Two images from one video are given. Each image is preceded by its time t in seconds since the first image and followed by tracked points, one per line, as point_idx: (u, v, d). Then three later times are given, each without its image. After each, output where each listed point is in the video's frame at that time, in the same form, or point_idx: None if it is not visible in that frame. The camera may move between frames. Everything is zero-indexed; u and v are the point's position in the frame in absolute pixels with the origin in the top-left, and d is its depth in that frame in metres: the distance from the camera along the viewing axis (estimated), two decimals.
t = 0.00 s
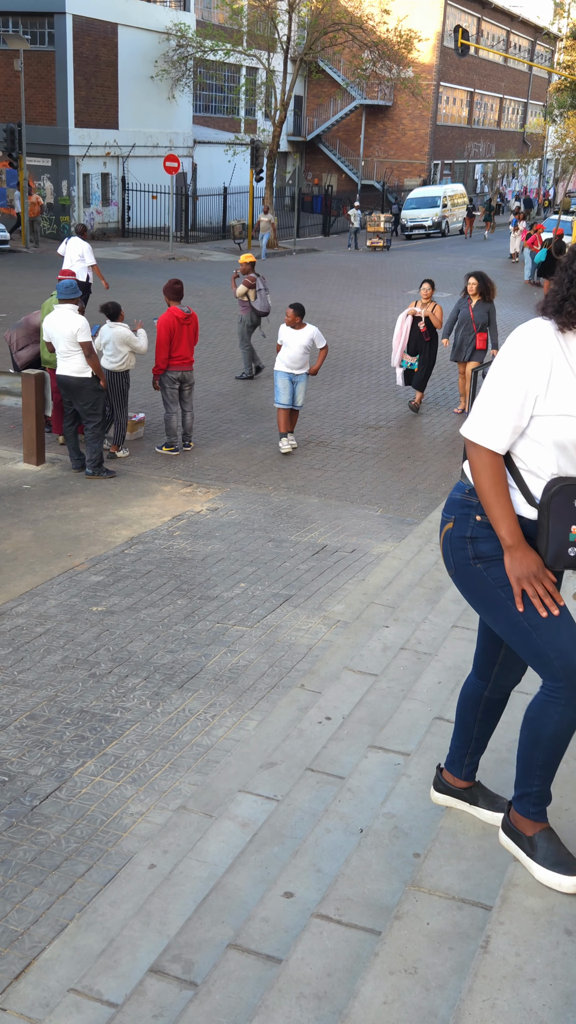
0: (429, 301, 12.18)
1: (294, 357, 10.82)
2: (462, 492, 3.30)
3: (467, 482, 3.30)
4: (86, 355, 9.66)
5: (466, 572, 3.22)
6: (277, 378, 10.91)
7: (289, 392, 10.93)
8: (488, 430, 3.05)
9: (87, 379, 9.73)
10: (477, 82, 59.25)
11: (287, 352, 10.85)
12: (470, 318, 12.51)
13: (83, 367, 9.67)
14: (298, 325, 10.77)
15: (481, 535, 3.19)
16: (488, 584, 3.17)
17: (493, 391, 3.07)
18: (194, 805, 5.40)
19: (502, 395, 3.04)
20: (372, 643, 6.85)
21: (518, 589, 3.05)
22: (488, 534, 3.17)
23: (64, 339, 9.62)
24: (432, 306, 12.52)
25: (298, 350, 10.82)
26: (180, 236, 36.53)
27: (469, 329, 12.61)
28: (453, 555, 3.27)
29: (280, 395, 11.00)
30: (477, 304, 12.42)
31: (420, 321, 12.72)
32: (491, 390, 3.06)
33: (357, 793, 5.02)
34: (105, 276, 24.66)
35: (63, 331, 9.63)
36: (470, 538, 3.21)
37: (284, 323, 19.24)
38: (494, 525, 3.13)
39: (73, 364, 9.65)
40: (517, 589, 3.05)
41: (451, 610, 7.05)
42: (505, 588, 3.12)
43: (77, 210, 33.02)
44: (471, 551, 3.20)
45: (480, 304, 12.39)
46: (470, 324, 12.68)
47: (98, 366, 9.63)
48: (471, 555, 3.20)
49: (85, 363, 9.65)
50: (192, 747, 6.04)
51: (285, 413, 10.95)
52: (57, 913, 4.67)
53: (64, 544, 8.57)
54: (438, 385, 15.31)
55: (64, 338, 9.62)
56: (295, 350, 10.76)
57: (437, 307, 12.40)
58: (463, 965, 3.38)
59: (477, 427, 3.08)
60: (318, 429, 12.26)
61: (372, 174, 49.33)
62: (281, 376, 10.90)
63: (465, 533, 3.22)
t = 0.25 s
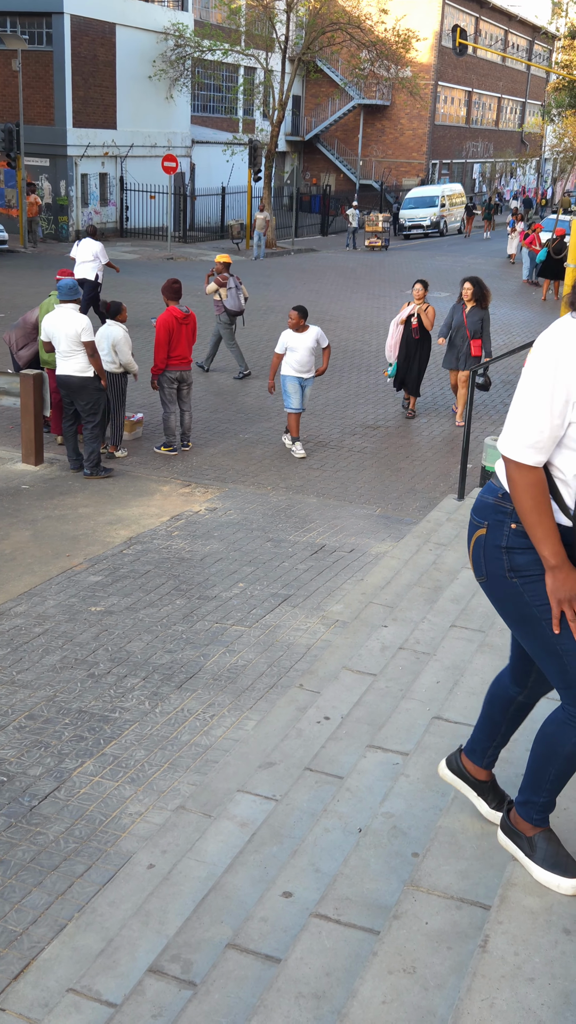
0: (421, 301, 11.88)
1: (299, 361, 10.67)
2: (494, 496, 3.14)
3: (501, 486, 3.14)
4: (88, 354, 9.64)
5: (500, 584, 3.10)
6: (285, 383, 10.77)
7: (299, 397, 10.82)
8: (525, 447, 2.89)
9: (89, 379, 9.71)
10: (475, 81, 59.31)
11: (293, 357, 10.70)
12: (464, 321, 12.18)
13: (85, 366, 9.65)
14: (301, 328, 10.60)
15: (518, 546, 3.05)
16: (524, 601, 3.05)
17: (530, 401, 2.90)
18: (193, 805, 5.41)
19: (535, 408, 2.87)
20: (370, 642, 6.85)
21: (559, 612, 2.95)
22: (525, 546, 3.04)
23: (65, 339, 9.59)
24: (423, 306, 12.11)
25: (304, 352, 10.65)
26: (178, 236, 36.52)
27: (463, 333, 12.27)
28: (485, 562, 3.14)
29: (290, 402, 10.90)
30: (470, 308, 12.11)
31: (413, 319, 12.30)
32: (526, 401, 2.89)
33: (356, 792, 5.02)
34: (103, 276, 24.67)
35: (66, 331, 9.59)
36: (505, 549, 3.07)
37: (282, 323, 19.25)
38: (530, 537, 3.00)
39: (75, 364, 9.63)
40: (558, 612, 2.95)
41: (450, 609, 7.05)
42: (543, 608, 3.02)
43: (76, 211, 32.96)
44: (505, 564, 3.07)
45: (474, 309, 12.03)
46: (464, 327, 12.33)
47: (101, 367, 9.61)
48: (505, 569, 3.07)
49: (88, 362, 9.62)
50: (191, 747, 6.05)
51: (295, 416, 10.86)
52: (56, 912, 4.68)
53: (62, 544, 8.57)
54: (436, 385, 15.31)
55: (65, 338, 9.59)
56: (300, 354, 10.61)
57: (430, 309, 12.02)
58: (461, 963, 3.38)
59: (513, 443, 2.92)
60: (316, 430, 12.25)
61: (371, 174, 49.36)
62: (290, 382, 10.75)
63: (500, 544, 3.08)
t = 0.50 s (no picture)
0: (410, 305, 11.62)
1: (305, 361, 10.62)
2: (517, 484, 3.08)
3: (525, 475, 3.07)
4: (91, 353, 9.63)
5: (517, 578, 3.07)
6: (294, 385, 10.73)
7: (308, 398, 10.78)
8: (554, 443, 2.85)
9: (92, 378, 9.70)
10: (475, 82, 59.40)
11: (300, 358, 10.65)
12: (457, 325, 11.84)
13: (87, 365, 9.64)
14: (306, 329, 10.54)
15: (538, 542, 3.01)
16: (538, 595, 3.04)
17: (562, 397, 2.84)
18: (191, 805, 5.41)
19: (567, 405, 2.82)
20: (369, 643, 6.84)
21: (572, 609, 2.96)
22: (546, 542, 3.00)
23: (68, 338, 9.58)
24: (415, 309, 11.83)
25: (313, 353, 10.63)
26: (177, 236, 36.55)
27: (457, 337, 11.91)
28: (503, 552, 3.10)
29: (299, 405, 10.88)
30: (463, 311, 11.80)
31: (403, 323, 11.98)
32: (558, 397, 2.84)
33: (354, 792, 5.01)
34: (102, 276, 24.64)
35: (69, 329, 9.58)
36: (526, 543, 3.03)
37: (280, 324, 19.23)
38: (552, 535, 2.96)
39: (77, 363, 9.61)
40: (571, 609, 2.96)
41: (448, 609, 7.04)
42: (557, 606, 3.01)
43: (75, 210, 33.04)
44: (524, 558, 3.03)
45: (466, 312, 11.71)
46: (457, 332, 12.01)
47: (103, 367, 9.64)
48: (523, 562, 3.04)
49: (89, 362, 9.64)
50: (189, 747, 6.05)
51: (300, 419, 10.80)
52: (54, 913, 4.67)
53: (61, 544, 8.56)
54: (435, 385, 15.29)
55: (68, 337, 9.58)
56: (306, 353, 10.55)
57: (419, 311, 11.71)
58: (459, 965, 3.37)
59: (542, 439, 2.87)
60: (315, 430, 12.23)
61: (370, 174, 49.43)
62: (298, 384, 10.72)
63: (521, 537, 3.03)
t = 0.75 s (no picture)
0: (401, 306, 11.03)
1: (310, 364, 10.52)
2: (550, 476, 3.07)
3: (558, 467, 3.06)
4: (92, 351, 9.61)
5: (538, 570, 3.07)
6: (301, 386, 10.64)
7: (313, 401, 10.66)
8: None
9: (93, 376, 9.67)
10: (478, 80, 59.39)
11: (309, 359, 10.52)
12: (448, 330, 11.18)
13: (89, 363, 9.62)
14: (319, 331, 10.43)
15: (567, 539, 3.01)
16: (558, 592, 3.04)
17: None
18: (189, 807, 5.36)
19: None
20: (369, 645, 6.79)
21: None
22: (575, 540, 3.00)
23: (70, 335, 9.55)
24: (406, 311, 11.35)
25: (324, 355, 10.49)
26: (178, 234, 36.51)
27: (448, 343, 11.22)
28: (527, 545, 3.09)
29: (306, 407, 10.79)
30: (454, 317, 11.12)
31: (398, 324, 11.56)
32: None
33: (354, 795, 4.96)
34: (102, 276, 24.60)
35: (70, 328, 9.55)
36: (555, 538, 3.02)
37: (281, 323, 19.17)
38: None
39: (78, 361, 9.58)
40: None
41: (448, 611, 7.00)
42: (573, 605, 3.04)
43: (75, 208, 32.93)
44: (551, 555, 3.03)
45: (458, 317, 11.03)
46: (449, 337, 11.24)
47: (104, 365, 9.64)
48: (548, 558, 3.04)
49: (90, 361, 9.62)
50: (187, 748, 6.01)
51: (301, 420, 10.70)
52: (52, 914, 4.63)
53: (60, 544, 8.53)
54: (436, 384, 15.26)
55: (70, 335, 9.54)
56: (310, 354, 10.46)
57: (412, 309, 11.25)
58: (459, 970, 3.33)
59: None
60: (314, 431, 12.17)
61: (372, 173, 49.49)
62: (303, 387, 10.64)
63: (551, 531, 3.03)
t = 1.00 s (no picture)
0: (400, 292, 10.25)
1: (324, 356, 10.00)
2: None
3: None
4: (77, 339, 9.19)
5: None
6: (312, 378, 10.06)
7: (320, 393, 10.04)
8: None
9: (78, 366, 9.23)
10: (491, 51, 58.14)
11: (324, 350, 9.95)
12: (453, 318, 10.26)
13: (74, 352, 9.20)
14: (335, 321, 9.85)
15: None
16: None
17: None
18: (181, 829, 4.95)
19: None
20: (375, 656, 6.35)
21: None
22: None
23: (54, 322, 9.13)
24: (408, 303, 10.77)
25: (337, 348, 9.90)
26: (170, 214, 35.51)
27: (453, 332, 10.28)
28: None
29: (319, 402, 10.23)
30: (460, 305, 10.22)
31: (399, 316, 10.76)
32: None
33: (360, 817, 4.54)
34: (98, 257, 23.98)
35: (54, 313, 9.13)
36: None
37: (284, 308, 18.59)
38: None
39: (63, 350, 9.16)
40: None
41: (460, 618, 6.56)
42: None
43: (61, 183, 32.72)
44: None
45: (464, 304, 10.16)
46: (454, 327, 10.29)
47: (90, 353, 9.22)
48: None
49: (76, 349, 9.20)
50: (179, 768, 5.58)
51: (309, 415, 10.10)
52: (32, 946, 4.24)
53: (43, 545, 8.10)
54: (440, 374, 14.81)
55: (54, 321, 9.13)
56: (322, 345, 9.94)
57: (413, 300, 10.56)
58: (471, 1007, 3.01)
59: None
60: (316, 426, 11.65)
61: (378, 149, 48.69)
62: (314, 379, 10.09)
63: None
